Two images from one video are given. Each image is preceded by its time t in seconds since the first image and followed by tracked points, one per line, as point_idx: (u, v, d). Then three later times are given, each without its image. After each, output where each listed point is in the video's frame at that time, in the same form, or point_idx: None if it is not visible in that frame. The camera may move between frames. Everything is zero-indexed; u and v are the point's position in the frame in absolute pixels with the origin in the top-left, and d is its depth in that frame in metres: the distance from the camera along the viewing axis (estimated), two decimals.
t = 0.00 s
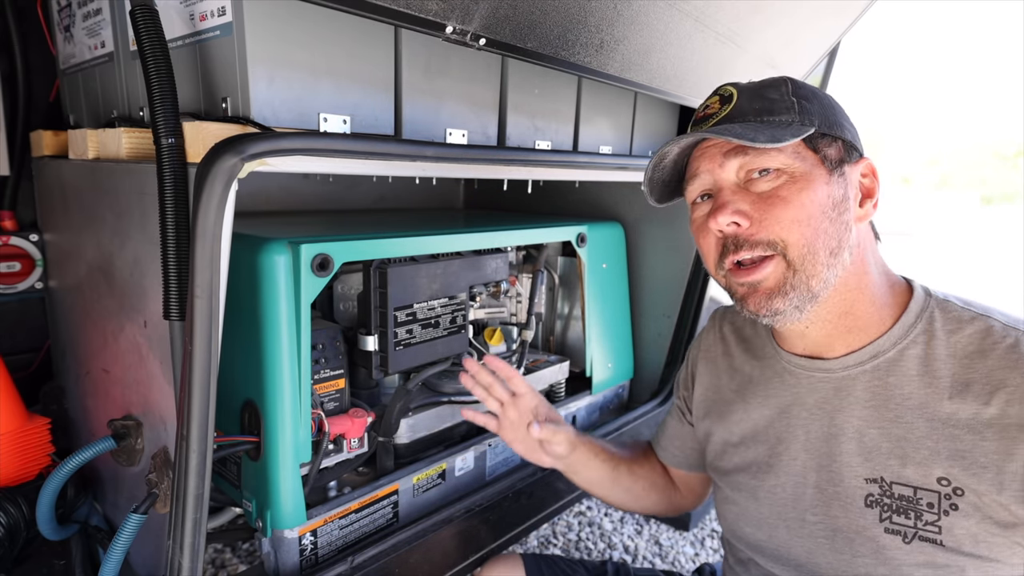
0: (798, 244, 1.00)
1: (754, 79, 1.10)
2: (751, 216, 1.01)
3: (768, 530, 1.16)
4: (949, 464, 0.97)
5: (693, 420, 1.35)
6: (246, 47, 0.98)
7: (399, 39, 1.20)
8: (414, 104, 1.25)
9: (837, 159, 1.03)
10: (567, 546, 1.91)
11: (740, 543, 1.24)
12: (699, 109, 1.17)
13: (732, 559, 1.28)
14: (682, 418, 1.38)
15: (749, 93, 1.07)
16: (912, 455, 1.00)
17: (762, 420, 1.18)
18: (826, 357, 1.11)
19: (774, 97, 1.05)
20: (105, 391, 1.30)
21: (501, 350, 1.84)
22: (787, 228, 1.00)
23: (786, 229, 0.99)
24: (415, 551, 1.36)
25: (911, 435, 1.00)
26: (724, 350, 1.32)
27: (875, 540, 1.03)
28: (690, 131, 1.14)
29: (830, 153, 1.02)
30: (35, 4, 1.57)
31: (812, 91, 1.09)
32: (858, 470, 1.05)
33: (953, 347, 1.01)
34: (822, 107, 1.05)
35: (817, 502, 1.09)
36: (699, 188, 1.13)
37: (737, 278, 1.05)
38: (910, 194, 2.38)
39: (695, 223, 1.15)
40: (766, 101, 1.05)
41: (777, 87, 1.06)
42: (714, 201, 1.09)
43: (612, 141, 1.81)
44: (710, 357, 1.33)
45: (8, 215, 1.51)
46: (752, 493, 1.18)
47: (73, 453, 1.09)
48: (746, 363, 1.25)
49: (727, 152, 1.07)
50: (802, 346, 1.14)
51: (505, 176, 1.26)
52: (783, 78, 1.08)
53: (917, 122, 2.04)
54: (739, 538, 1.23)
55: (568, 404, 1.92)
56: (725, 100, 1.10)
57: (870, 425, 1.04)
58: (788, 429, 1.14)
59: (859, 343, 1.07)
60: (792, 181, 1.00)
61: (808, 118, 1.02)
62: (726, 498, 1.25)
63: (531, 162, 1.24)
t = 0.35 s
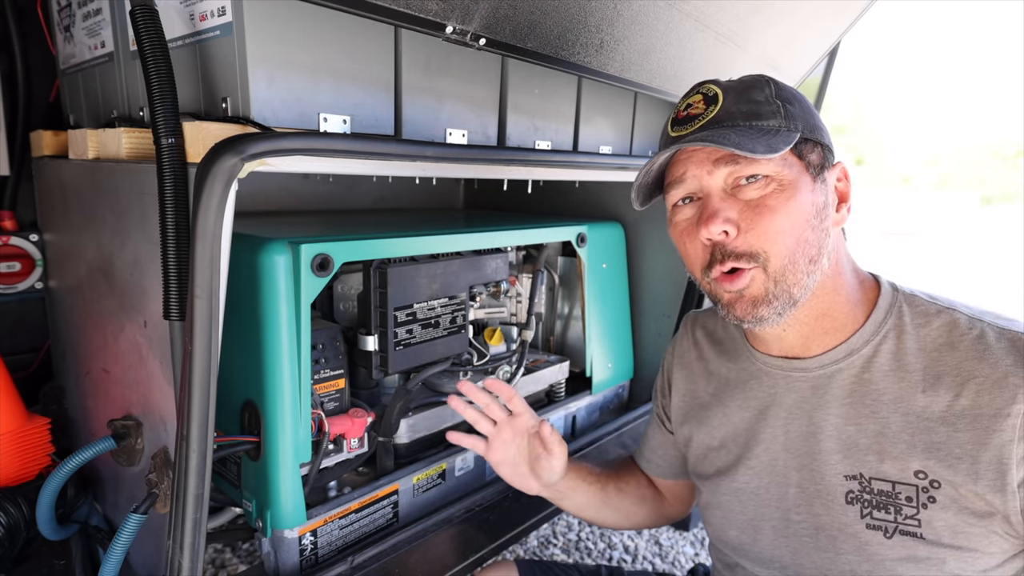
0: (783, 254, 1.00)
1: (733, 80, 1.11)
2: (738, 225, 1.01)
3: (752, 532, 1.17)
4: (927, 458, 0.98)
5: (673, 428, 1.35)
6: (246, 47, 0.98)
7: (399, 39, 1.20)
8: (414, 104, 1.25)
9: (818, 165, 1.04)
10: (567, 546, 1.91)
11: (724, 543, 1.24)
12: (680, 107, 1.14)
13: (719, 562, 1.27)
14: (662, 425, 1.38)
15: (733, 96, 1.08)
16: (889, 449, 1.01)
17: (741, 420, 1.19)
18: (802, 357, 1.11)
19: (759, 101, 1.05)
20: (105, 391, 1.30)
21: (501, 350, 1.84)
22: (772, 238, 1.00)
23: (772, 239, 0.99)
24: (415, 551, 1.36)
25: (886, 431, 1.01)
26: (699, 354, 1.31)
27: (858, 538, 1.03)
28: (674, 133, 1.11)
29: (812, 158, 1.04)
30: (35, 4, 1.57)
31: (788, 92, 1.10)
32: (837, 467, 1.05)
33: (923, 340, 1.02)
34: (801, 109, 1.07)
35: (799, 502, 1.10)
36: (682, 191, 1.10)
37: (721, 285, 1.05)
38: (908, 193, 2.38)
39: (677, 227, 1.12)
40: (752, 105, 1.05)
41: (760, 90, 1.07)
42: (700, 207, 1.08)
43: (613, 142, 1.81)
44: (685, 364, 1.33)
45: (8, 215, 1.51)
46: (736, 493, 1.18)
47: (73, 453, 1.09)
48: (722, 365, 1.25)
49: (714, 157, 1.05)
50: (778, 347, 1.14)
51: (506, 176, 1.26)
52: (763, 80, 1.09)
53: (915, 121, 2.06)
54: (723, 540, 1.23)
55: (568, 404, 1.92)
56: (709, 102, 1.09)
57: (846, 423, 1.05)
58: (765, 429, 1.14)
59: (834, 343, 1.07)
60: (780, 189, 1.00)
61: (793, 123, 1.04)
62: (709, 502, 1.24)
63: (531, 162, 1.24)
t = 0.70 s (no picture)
0: (814, 247, 1.00)
1: (789, 65, 1.10)
2: (773, 210, 1.01)
3: (763, 529, 1.17)
4: (952, 462, 0.97)
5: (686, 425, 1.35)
6: (246, 47, 0.98)
7: (399, 39, 1.20)
8: (414, 104, 1.25)
9: (862, 160, 1.03)
10: (567, 546, 1.90)
11: (734, 544, 1.23)
12: (727, 85, 1.13)
13: (726, 562, 1.27)
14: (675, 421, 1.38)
15: (785, 80, 1.06)
16: (916, 453, 1.00)
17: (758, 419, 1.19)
18: (826, 356, 1.11)
19: (811, 86, 1.04)
20: (105, 390, 1.30)
21: (500, 350, 1.84)
22: (806, 228, 1.00)
23: (805, 231, 1.00)
24: (415, 551, 1.37)
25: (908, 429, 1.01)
26: (713, 349, 1.32)
27: (874, 536, 1.03)
28: (718, 108, 1.11)
29: (856, 152, 1.03)
30: (35, 4, 1.57)
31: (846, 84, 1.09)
32: (859, 468, 1.05)
33: (949, 342, 1.02)
34: (854, 102, 1.06)
35: (814, 501, 1.09)
36: (720, 169, 1.11)
37: (747, 272, 1.06)
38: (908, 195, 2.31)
39: (709, 206, 1.13)
40: (804, 90, 1.04)
41: (814, 77, 1.06)
42: (735, 187, 1.08)
43: (613, 141, 1.81)
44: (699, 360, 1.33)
45: (8, 215, 1.52)
46: (749, 491, 1.18)
47: (73, 453, 1.09)
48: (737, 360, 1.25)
49: (757, 139, 1.05)
50: (801, 344, 1.14)
51: (506, 176, 1.26)
52: (818, 69, 1.08)
53: (920, 118, 1.99)
54: (732, 539, 1.23)
55: (568, 404, 1.93)
56: (762, 81, 1.08)
57: (870, 424, 1.05)
58: (788, 428, 1.14)
59: (859, 344, 1.08)
60: (822, 178, 1.00)
61: (844, 113, 1.02)
62: (720, 498, 1.24)
63: (531, 163, 1.24)
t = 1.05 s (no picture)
0: (841, 245, 1.01)
1: (809, 64, 1.11)
2: (797, 210, 1.02)
3: (776, 524, 1.16)
4: (974, 459, 0.97)
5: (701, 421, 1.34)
6: (246, 47, 0.98)
7: (399, 39, 1.20)
8: (414, 104, 1.25)
9: (885, 156, 1.04)
10: (568, 547, 1.91)
11: (747, 540, 1.23)
12: (747, 88, 1.15)
13: (735, 556, 1.27)
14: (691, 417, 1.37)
15: (804, 80, 1.07)
16: (939, 449, 1.00)
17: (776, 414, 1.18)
18: (852, 350, 1.11)
19: (830, 86, 1.05)
20: (105, 391, 1.30)
21: (501, 350, 1.85)
22: (831, 226, 1.01)
23: (830, 229, 1.01)
24: (415, 551, 1.37)
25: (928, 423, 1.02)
26: (730, 345, 1.32)
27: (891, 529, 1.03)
28: (739, 112, 1.13)
29: (877, 149, 1.03)
30: (35, 4, 1.57)
31: (866, 80, 1.09)
32: (879, 463, 1.05)
33: (976, 340, 1.02)
34: (875, 99, 1.06)
35: (831, 495, 1.09)
36: (741, 173, 1.12)
37: (773, 271, 1.07)
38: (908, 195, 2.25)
39: (731, 207, 1.15)
40: (823, 90, 1.04)
41: (833, 77, 1.06)
42: (757, 189, 1.09)
43: (613, 142, 1.81)
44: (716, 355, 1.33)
45: (9, 215, 1.52)
46: (762, 485, 1.18)
47: (73, 453, 1.09)
48: (756, 357, 1.26)
49: (777, 143, 1.06)
50: (824, 340, 1.14)
51: (506, 176, 1.26)
52: (837, 67, 1.08)
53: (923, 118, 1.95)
54: (744, 533, 1.23)
55: (568, 404, 1.92)
56: (781, 83, 1.09)
57: (891, 419, 1.05)
58: (805, 420, 1.14)
59: (885, 339, 1.07)
60: (844, 177, 1.01)
61: (863, 111, 1.02)
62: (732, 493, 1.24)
63: (530, 162, 1.24)
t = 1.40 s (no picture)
0: (831, 241, 1.02)
1: (811, 62, 1.10)
2: (790, 205, 1.02)
3: (768, 527, 1.15)
4: (964, 453, 0.98)
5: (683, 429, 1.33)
6: (246, 47, 0.98)
7: (399, 39, 1.20)
8: (414, 104, 1.25)
9: (880, 160, 1.05)
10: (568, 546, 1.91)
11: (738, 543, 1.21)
12: (749, 80, 1.14)
13: (728, 562, 1.24)
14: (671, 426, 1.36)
15: (806, 79, 1.07)
16: (927, 444, 1.00)
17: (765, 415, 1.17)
18: (835, 349, 1.11)
19: (832, 86, 1.05)
20: (105, 391, 1.30)
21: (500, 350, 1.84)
22: (823, 222, 1.01)
23: (822, 225, 1.01)
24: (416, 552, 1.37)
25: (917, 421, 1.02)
26: (710, 349, 1.31)
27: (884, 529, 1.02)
28: (739, 105, 1.11)
29: (875, 152, 1.04)
30: (35, 4, 1.57)
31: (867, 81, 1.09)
32: (869, 461, 1.05)
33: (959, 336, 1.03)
34: (875, 101, 1.06)
35: (823, 496, 1.08)
36: (737, 167, 1.12)
37: (761, 263, 1.08)
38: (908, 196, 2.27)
39: (723, 200, 1.14)
40: (825, 89, 1.04)
41: (835, 76, 1.06)
42: (751, 184, 1.09)
43: (612, 142, 1.81)
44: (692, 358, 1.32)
45: (9, 215, 1.52)
46: (753, 488, 1.17)
47: (73, 453, 1.09)
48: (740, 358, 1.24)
49: (775, 139, 1.06)
50: (807, 337, 1.14)
51: (506, 176, 1.26)
52: (839, 67, 1.08)
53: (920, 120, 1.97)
54: (735, 537, 1.21)
55: (568, 404, 1.92)
56: (782, 79, 1.08)
57: (880, 417, 1.05)
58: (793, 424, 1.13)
59: (868, 335, 1.08)
60: (840, 176, 1.01)
61: (864, 113, 1.03)
62: (722, 498, 1.22)
63: (531, 162, 1.24)
